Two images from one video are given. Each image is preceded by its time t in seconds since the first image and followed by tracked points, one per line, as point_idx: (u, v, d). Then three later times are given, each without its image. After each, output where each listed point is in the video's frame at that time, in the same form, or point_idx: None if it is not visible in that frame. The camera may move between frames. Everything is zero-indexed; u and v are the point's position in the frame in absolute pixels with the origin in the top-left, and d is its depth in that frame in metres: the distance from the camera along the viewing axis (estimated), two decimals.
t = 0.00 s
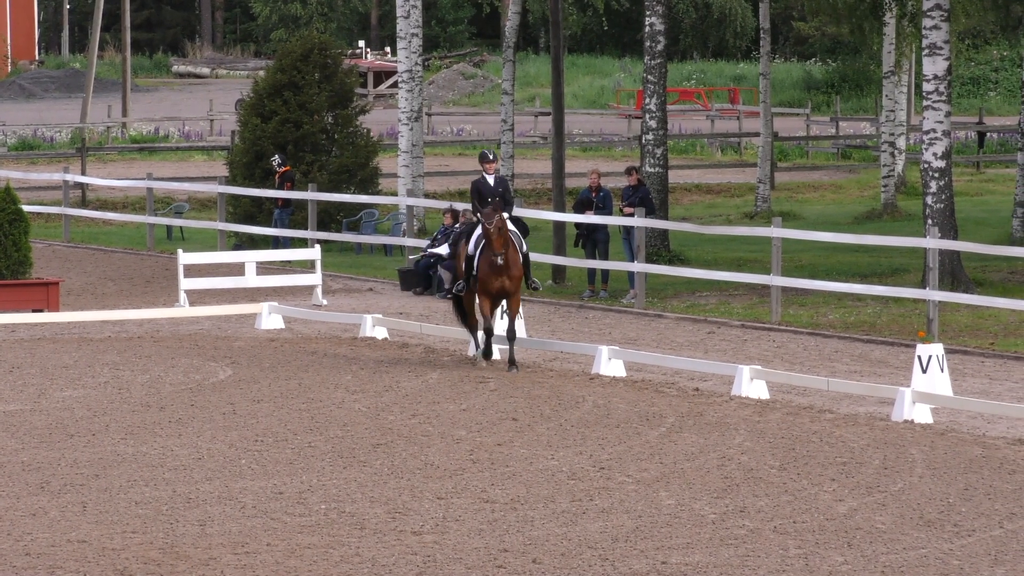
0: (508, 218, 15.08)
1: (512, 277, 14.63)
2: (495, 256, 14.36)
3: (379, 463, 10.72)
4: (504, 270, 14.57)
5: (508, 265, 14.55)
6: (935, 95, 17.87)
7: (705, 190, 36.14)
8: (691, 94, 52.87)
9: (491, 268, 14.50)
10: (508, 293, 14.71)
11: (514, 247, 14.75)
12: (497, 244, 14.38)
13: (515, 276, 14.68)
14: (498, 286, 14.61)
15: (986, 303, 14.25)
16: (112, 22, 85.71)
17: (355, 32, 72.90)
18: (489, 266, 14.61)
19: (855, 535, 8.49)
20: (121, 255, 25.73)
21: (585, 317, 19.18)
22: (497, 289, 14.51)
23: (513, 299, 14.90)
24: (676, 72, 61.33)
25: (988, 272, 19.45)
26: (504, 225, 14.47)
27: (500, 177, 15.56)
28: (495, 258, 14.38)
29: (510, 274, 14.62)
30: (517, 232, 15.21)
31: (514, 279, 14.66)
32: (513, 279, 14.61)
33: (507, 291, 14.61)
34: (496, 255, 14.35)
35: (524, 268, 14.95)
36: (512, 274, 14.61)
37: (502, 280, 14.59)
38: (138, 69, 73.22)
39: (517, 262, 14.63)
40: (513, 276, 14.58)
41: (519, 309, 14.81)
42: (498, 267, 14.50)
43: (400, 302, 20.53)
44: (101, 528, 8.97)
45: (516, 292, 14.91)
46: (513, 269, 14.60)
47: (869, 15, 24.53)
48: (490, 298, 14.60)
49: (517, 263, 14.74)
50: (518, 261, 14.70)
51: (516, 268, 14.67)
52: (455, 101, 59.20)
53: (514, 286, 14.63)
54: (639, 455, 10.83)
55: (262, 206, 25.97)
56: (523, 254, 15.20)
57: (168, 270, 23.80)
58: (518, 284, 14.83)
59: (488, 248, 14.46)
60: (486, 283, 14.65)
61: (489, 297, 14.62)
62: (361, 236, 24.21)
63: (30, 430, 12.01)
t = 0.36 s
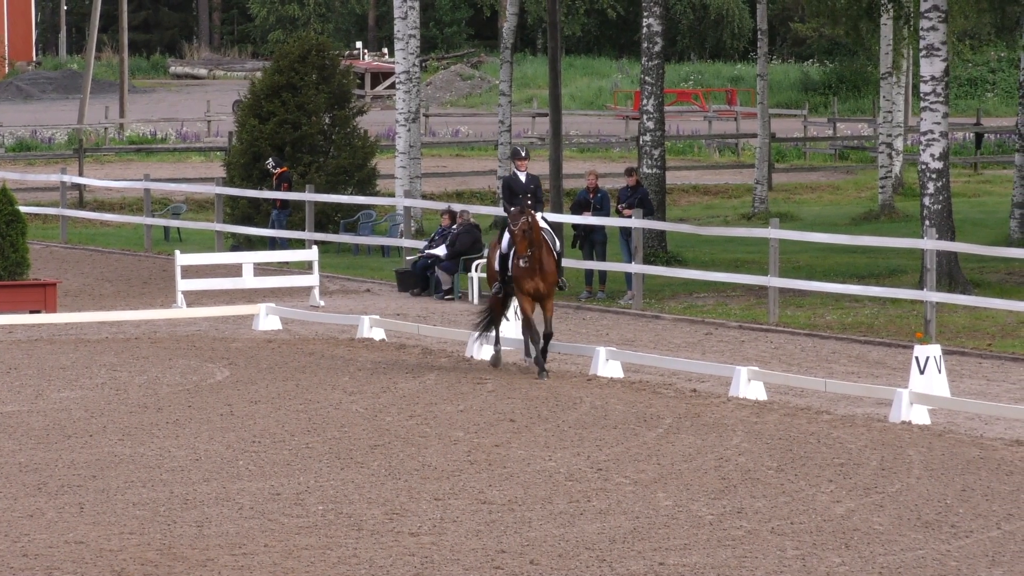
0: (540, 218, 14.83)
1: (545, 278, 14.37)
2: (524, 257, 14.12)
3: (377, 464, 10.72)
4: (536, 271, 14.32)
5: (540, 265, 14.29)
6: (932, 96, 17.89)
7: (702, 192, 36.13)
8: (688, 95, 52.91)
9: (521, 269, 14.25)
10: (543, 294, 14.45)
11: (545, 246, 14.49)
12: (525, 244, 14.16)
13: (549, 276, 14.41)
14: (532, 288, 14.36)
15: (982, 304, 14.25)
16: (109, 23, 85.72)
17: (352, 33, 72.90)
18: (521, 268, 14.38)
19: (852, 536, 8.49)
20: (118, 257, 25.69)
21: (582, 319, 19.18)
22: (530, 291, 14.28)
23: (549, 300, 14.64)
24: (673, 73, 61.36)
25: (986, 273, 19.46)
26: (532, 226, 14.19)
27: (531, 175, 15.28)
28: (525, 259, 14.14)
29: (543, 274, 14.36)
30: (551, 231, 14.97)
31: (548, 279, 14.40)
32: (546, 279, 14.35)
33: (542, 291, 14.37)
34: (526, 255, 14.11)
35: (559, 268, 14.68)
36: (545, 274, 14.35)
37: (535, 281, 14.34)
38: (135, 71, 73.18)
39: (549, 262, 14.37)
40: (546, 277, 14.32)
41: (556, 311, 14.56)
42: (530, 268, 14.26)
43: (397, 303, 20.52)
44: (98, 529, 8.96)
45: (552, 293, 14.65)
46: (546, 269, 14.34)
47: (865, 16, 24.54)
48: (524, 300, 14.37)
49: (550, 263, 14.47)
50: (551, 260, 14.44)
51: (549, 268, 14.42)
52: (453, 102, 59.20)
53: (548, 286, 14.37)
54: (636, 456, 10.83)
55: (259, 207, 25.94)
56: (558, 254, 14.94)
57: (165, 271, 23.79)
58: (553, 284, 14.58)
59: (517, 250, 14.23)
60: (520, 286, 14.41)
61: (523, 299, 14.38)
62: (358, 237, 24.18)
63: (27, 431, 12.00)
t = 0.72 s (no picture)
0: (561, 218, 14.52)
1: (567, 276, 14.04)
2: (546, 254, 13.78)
3: (369, 463, 10.71)
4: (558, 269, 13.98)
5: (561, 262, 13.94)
6: (924, 94, 17.91)
7: (694, 190, 36.16)
8: (679, 94, 52.94)
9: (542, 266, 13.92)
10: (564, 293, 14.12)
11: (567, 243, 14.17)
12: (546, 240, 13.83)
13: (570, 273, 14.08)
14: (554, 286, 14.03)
15: (973, 302, 14.27)
16: (100, 22, 85.62)
17: (343, 32, 72.85)
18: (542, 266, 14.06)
19: (843, 534, 8.50)
20: (109, 256, 25.65)
21: (574, 317, 19.19)
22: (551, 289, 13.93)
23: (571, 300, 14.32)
24: (665, 72, 61.42)
25: (977, 272, 19.50)
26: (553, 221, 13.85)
27: (551, 172, 16.69)
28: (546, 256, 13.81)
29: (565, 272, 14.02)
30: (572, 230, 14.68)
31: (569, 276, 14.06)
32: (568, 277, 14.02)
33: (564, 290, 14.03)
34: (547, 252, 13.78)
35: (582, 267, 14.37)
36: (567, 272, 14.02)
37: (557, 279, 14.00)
38: (126, 69, 73.08)
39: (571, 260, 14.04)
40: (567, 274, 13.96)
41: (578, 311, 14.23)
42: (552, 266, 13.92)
43: (389, 301, 20.50)
44: (90, 528, 8.93)
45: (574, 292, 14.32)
46: (568, 266, 14.01)
47: (856, 15, 24.56)
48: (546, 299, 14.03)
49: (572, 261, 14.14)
50: (573, 258, 14.11)
51: (571, 266, 14.09)
52: (444, 101, 59.19)
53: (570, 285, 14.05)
54: (627, 455, 10.84)
55: (251, 206, 25.92)
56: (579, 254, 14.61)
57: (156, 270, 23.76)
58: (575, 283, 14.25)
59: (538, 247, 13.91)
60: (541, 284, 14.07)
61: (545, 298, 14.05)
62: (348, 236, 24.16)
63: (18, 430, 11.97)
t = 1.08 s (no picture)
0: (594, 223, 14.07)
1: (599, 285, 13.61)
2: (580, 263, 13.34)
3: (366, 462, 10.71)
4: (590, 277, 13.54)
5: (593, 272, 13.52)
6: (921, 94, 17.89)
7: (691, 190, 36.18)
8: (676, 94, 52.94)
9: (574, 275, 13.50)
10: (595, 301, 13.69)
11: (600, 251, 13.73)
12: (581, 249, 13.38)
13: (602, 282, 13.64)
14: (585, 294, 13.60)
15: (970, 302, 14.29)
16: (97, 21, 85.54)
17: (340, 31, 72.81)
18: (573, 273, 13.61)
19: (840, 533, 8.50)
20: (106, 255, 25.64)
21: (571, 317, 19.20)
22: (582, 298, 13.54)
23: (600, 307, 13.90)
24: (662, 71, 61.44)
25: (974, 271, 19.52)
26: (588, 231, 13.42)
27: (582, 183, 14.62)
28: (580, 264, 13.36)
29: (596, 280, 13.59)
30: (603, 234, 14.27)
31: (601, 285, 13.64)
32: (600, 286, 13.59)
33: (594, 299, 13.62)
34: (581, 260, 13.32)
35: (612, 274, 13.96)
36: (598, 280, 13.58)
37: (588, 287, 13.57)
38: (123, 69, 73.03)
39: (603, 268, 13.60)
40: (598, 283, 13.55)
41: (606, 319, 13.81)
42: (585, 274, 13.48)
43: (386, 301, 20.50)
44: (87, 528, 8.92)
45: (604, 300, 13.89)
46: (600, 275, 13.57)
47: (853, 14, 24.56)
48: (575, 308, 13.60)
49: (605, 269, 13.70)
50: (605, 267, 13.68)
51: (604, 274, 13.65)
52: (441, 100, 59.19)
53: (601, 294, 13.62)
54: (624, 454, 10.84)
55: (248, 205, 25.90)
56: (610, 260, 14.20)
57: (153, 269, 23.74)
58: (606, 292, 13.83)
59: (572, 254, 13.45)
60: (572, 291, 13.65)
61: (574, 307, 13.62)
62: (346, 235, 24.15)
63: (15, 430, 11.96)
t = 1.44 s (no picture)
0: (628, 228, 13.66)
1: (636, 293, 13.18)
2: (615, 271, 12.93)
3: (368, 462, 10.71)
4: (626, 286, 13.13)
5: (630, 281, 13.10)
6: (923, 93, 17.86)
7: (693, 189, 36.16)
8: (678, 93, 52.92)
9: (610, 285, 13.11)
10: (632, 309, 13.27)
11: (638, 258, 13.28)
12: (618, 257, 12.97)
13: (639, 290, 13.21)
14: (620, 303, 13.19)
15: (973, 302, 14.28)
16: (100, 21, 85.58)
17: (342, 30, 72.81)
18: (608, 281, 13.24)
19: (842, 533, 8.50)
20: (108, 255, 25.64)
21: (574, 316, 19.19)
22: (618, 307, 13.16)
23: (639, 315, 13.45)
24: (664, 71, 61.40)
25: (977, 271, 19.50)
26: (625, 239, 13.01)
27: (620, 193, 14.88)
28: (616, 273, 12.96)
29: (633, 289, 13.16)
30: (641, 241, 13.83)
31: (639, 294, 13.20)
32: (637, 295, 13.16)
33: (631, 307, 13.19)
34: (616, 269, 12.91)
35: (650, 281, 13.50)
36: (636, 289, 13.15)
37: (624, 296, 13.16)
38: (126, 68, 73.06)
39: (641, 277, 13.17)
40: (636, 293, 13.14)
41: (644, 328, 13.38)
42: (620, 283, 13.07)
43: (388, 300, 20.50)
44: (90, 528, 8.92)
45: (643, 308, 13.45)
46: (637, 284, 13.15)
47: (855, 14, 24.54)
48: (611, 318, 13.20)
49: (642, 276, 13.25)
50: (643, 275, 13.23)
51: (641, 283, 13.22)
52: (443, 100, 59.19)
53: (638, 303, 13.21)
54: (627, 454, 10.84)
55: (250, 205, 25.91)
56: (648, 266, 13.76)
57: (156, 269, 23.74)
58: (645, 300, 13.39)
59: (608, 262, 13.06)
60: (608, 301, 13.26)
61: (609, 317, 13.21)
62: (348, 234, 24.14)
63: (18, 429, 11.96)
